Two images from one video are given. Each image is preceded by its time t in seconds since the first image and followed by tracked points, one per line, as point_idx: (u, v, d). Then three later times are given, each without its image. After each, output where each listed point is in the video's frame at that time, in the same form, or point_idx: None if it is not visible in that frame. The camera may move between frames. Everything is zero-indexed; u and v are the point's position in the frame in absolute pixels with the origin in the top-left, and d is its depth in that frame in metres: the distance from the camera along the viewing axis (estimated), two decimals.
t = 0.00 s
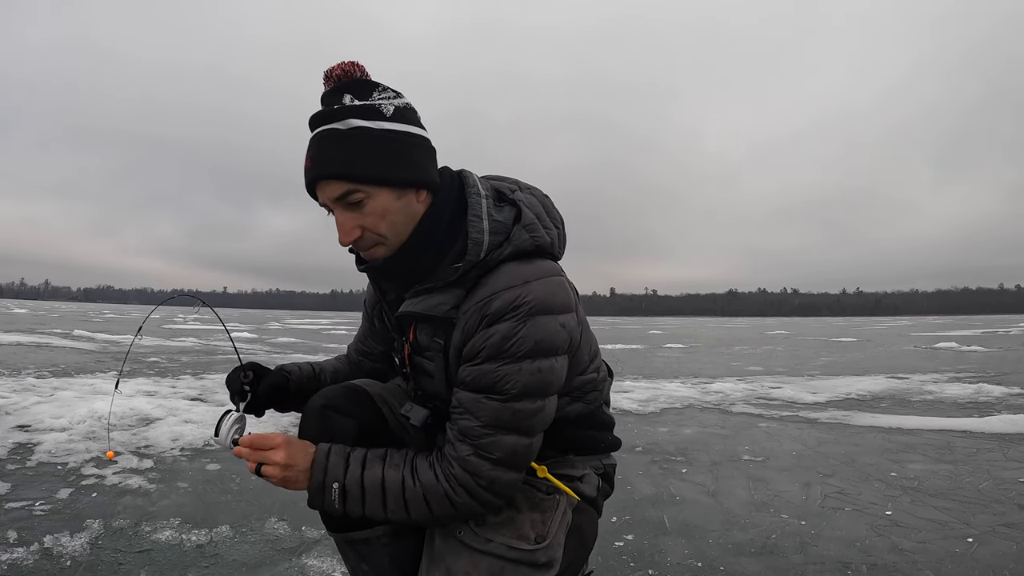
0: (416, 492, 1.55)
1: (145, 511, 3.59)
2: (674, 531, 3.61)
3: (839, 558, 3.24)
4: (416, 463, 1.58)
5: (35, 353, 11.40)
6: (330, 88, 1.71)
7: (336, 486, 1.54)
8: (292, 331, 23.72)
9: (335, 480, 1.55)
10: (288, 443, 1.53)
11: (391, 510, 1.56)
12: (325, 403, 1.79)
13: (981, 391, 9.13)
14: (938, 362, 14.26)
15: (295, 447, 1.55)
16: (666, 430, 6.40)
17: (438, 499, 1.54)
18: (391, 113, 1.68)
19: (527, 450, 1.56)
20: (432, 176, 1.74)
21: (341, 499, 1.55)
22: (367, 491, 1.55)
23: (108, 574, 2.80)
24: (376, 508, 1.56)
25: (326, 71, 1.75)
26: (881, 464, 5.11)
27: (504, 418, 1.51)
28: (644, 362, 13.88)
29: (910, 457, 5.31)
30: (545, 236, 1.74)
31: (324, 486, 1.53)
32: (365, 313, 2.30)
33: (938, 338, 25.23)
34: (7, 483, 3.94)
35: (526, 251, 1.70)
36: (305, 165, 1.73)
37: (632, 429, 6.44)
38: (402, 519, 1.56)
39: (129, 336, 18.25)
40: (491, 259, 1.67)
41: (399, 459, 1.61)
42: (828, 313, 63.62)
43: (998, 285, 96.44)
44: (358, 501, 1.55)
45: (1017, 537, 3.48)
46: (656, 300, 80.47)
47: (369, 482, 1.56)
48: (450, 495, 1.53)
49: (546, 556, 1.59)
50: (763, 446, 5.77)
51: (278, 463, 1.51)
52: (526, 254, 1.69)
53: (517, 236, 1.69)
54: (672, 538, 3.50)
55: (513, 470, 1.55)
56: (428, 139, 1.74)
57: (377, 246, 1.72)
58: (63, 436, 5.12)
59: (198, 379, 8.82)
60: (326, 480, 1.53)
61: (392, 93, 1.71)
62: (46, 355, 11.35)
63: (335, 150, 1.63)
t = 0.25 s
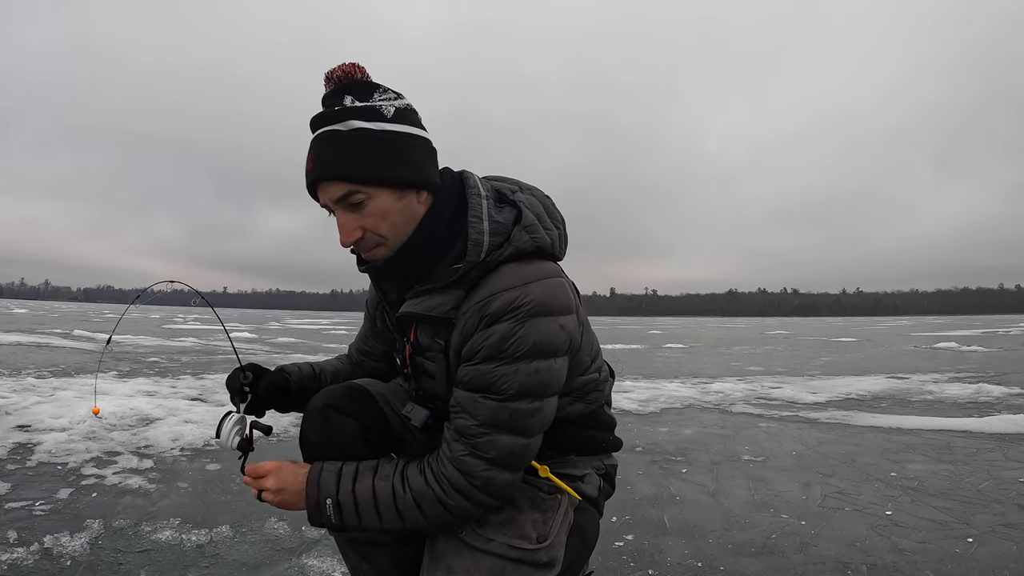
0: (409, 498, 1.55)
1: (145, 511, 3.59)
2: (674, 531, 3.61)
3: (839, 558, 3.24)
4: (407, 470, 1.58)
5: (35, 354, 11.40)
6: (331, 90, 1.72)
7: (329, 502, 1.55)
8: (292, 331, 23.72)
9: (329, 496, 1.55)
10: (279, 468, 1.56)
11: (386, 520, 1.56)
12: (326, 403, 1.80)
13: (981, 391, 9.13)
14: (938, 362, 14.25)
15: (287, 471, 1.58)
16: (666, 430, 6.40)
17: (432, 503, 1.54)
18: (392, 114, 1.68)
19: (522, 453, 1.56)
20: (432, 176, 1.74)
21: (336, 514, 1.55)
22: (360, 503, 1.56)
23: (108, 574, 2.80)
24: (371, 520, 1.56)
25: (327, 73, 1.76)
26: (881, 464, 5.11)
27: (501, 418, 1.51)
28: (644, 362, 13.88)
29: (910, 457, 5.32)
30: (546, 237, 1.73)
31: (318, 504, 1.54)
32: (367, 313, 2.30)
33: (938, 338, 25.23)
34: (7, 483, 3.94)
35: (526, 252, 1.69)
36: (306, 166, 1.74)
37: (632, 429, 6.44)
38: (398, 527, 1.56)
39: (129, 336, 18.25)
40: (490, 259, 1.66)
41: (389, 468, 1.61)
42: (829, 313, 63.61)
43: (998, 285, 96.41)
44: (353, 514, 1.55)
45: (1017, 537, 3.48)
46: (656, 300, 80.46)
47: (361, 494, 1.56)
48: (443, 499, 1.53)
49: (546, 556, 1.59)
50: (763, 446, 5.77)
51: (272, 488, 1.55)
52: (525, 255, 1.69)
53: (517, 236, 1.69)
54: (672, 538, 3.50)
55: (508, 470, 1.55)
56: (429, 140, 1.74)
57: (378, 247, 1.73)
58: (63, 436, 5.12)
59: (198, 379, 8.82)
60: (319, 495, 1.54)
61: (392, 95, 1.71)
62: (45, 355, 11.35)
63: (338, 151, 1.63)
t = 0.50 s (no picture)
0: (424, 507, 1.54)
1: (145, 511, 3.59)
2: (674, 531, 3.61)
3: (839, 558, 3.24)
4: (421, 480, 1.58)
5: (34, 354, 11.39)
6: (323, 92, 1.70)
7: (341, 514, 1.55)
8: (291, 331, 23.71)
9: (340, 508, 1.55)
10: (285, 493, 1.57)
11: (401, 530, 1.55)
12: (326, 404, 1.82)
13: (981, 391, 9.12)
14: (938, 362, 14.23)
15: (295, 495, 1.58)
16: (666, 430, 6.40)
17: (448, 511, 1.53)
18: (385, 117, 1.66)
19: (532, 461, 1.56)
20: (426, 179, 1.73)
21: (349, 525, 1.55)
22: (373, 515, 1.55)
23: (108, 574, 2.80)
24: (386, 530, 1.55)
25: (320, 75, 1.75)
26: (881, 464, 5.10)
27: (507, 420, 1.50)
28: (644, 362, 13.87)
29: (910, 457, 5.32)
30: (540, 234, 1.73)
31: (330, 516, 1.54)
32: (364, 317, 2.30)
33: (938, 338, 25.22)
34: (7, 483, 3.94)
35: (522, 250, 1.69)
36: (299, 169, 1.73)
37: (632, 429, 6.44)
38: (414, 536, 1.56)
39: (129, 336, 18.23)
40: (485, 259, 1.66)
41: (402, 478, 1.60)
42: (829, 313, 63.58)
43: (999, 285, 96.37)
44: (367, 526, 1.55)
45: (1017, 537, 3.48)
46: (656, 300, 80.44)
47: (374, 505, 1.55)
48: (460, 506, 1.53)
49: (546, 558, 1.59)
50: (763, 446, 5.77)
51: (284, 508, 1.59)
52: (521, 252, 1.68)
53: (512, 235, 1.69)
54: (672, 538, 3.50)
55: (522, 474, 1.54)
56: (422, 142, 1.72)
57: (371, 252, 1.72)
58: (63, 436, 5.12)
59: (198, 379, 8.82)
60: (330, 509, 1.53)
61: (386, 97, 1.70)
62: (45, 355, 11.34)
63: (331, 154, 1.62)
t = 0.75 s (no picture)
0: None
1: (145, 511, 3.59)
2: (674, 531, 3.61)
3: (840, 558, 3.24)
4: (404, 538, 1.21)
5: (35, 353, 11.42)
6: (293, 106, 1.52)
7: None
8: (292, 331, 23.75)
9: None
10: None
11: None
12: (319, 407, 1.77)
13: (981, 391, 9.13)
14: (937, 362, 14.26)
15: None
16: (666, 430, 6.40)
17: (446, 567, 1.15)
18: (354, 130, 1.47)
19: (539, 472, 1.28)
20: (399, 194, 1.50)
21: None
22: None
23: (108, 574, 2.80)
24: None
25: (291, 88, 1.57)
26: (881, 464, 5.10)
27: (491, 434, 1.21)
28: (644, 362, 13.90)
29: (910, 457, 5.32)
30: (512, 247, 1.45)
31: None
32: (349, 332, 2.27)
33: (937, 337, 25.25)
34: (7, 483, 3.94)
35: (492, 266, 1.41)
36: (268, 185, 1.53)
37: (633, 429, 6.44)
38: None
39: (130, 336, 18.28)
40: (449, 278, 1.39)
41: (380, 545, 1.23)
42: (828, 313, 63.62)
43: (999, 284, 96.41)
44: None
45: (1017, 537, 3.49)
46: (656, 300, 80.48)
47: None
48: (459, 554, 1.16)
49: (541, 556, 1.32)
50: (763, 446, 5.77)
51: None
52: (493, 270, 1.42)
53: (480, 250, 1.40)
54: (672, 538, 3.50)
55: (515, 492, 1.21)
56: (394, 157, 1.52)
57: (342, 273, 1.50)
58: (63, 436, 5.12)
59: (198, 379, 8.83)
60: None
61: (357, 109, 1.51)
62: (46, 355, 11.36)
63: (294, 169, 1.42)
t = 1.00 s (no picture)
0: None
1: (145, 511, 3.59)
2: (674, 531, 3.61)
3: (840, 558, 3.24)
4: None
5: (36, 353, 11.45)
6: (231, 140, 1.25)
7: None
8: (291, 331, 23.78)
9: None
10: None
11: None
12: (310, 408, 1.67)
13: (980, 391, 9.13)
14: (937, 362, 14.28)
15: None
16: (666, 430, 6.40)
17: None
18: (296, 164, 1.21)
19: (478, 492, 1.06)
20: (348, 223, 1.24)
21: None
22: None
23: (108, 574, 2.80)
24: None
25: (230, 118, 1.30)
26: (881, 464, 5.10)
27: (404, 458, 1.02)
28: (644, 362, 13.92)
29: (910, 457, 5.32)
30: (461, 275, 1.18)
31: None
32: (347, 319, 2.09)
33: (937, 337, 25.28)
34: (7, 483, 3.94)
35: (435, 302, 1.14)
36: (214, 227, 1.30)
37: (633, 429, 6.44)
38: None
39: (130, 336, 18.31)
40: (386, 316, 1.15)
41: None
42: (828, 313, 63.66)
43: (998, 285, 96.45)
44: None
45: (1017, 537, 3.49)
46: (656, 300, 80.51)
47: None
48: None
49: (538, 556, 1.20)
50: (763, 446, 5.77)
51: None
52: (439, 306, 1.15)
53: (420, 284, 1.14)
54: (672, 539, 3.50)
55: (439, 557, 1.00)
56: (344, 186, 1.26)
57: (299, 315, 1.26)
58: (63, 436, 5.12)
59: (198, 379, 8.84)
60: None
61: (301, 139, 1.24)
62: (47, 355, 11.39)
63: (234, 211, 1.20)
